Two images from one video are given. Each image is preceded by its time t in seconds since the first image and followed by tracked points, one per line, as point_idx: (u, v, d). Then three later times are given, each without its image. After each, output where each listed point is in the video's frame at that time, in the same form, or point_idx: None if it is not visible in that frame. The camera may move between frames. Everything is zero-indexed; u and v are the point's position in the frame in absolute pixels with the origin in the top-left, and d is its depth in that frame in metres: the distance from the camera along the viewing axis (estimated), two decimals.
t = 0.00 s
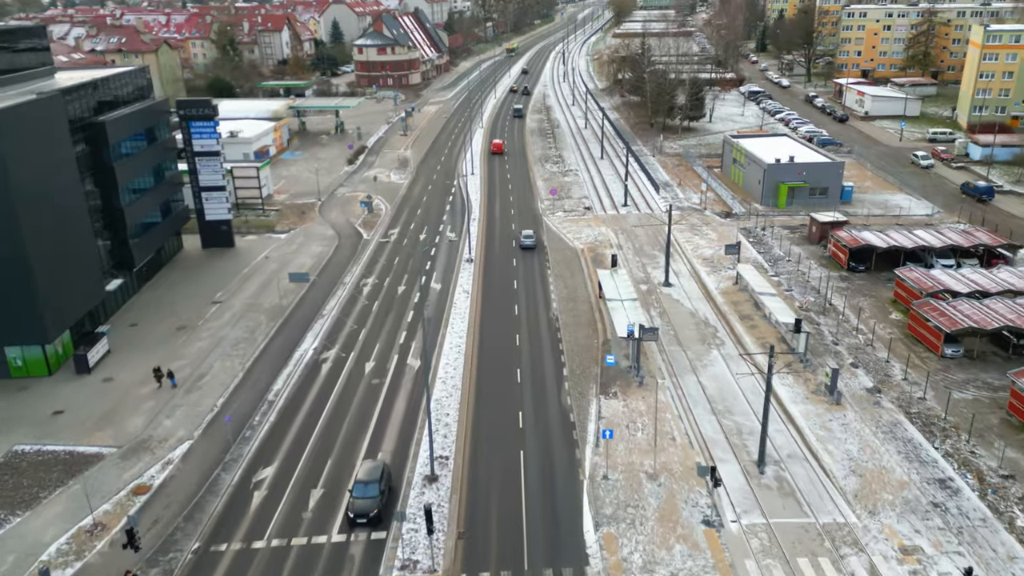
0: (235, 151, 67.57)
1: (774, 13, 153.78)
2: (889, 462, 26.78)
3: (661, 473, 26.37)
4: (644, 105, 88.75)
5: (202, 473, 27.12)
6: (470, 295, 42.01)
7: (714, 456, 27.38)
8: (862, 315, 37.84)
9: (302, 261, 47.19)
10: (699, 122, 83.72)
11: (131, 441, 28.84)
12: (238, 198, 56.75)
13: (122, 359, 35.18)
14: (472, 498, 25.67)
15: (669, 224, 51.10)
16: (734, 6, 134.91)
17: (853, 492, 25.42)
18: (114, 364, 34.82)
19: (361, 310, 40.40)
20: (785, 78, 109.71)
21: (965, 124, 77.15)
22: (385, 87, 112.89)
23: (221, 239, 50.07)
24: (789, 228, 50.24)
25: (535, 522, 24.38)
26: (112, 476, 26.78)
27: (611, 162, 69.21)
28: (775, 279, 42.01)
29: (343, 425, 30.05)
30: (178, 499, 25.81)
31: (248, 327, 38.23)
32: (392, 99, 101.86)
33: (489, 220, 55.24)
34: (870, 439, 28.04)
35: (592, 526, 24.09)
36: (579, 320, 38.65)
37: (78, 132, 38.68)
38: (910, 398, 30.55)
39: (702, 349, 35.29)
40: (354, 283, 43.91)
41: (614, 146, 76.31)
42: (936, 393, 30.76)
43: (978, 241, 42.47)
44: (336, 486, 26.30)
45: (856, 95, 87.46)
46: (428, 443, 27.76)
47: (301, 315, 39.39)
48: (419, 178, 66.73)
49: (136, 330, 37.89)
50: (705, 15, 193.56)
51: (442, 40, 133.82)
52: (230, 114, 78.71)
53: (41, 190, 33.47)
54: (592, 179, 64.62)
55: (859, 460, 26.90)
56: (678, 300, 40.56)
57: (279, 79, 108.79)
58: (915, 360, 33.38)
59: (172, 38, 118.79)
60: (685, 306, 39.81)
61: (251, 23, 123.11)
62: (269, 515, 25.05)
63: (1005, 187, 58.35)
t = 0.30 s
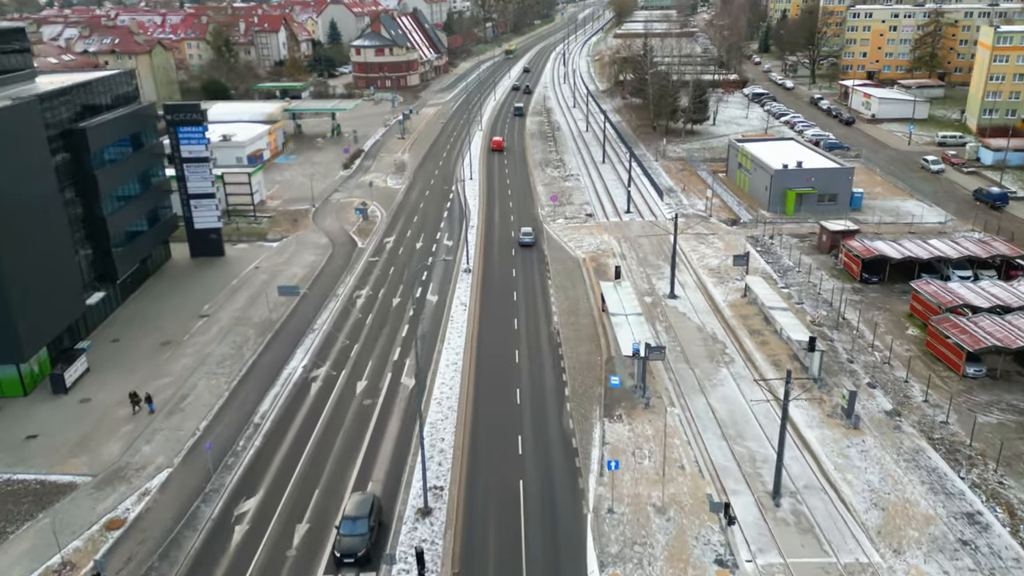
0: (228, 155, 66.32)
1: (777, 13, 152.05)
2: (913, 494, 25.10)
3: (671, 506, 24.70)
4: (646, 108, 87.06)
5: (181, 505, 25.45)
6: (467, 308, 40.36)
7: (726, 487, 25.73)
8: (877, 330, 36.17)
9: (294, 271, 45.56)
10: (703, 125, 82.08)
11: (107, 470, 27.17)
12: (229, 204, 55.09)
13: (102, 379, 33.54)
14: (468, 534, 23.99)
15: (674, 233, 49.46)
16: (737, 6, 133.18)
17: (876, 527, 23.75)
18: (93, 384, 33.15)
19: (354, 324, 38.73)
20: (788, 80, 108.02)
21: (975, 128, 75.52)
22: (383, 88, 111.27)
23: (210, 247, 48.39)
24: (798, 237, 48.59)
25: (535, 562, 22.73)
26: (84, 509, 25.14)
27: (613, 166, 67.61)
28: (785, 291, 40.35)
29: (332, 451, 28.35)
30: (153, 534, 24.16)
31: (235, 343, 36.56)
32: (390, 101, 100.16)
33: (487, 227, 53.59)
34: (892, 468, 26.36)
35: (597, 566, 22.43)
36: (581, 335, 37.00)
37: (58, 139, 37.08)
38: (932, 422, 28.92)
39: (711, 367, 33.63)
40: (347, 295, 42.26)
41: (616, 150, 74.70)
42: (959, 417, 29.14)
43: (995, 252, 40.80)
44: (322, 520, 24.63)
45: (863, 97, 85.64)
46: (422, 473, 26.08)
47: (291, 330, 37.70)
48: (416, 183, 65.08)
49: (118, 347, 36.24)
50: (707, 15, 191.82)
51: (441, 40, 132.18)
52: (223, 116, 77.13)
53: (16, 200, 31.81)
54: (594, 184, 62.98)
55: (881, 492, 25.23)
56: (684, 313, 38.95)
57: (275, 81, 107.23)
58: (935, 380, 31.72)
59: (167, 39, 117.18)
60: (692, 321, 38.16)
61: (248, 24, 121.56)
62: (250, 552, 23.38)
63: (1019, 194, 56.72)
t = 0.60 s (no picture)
0: (220, 160, 64.93)
1: (780, 13, 150.29)
2: (940, 530, 23.44)
3: (681, 544, 23.03)
4: (649, 110, 85.38)
5: (156, 541, 23.78)
6: (465, 322, 38.66)
7: (740, 521, 24.06)
8: (894, 346, 34.50)
9: (285, 282, 43.90)
10: (706, 128, 80.44)
11: (79, 502, 25.51)
12: (219, 212, 53.42)
13: (80, 400, 31.89)
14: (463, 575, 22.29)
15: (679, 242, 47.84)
16: (740, 6, 131.38)
17: (903, 568, 22.08)
18: (70, 405, 31.47)
19: (346, 339, 37.03)
20: (793, 82, 106.33)
21: (985, 131, 73.86)
22: (380, 89, 109.61)
23: (199, 257, 46.73)
24: (807, 246, 46.92)
25: None
26: (52, 547, 23.48)
27: (615, 171, 65.98)
28: (796, 304, 38.70)
29: (320, 480, 26.67)
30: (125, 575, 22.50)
31: (220, 360, 34.90)
32: (388, 103, 98.43)
33: (486, 235, 51.89)
34: (916, 501, 24.69)
35: None
36: (584, 352, 35.28)
37: (36, 146, 35.46)
38: (956, 449, 27.29)
39: (720, 387, 31.95)
40: (341, 307, 40.61)
41: (618, 153, 73.10)
42: (986, 444, 27.51)
43: (1015, 263, 39.11)
44: (307, 558, 22.95)
45: (869, 99, 83.80)
46: (414, 506, 24.39)
47: (280, 346, 36.02)
48: (413, 188, 63.41)
49: (98, 365, 34.59)
50: (708, 15, 190.27)
51: (440, 41, 130.53)
52: (217, 119, 75.49)
53: None
54: (596, 190, 61.30)
55: (907, 528, 23.51)
56: (691, 328, 37.31)
57: (271, 83, 105.60)
58: (959, 403, 30.02)
59: (162, 39, 115.51)
60: (700, 336, 36.47)
61: (244, 24, 119.87)
62: None
63: None
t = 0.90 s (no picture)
0: (212, 165, 63.42)
1: (782, 14, 148.68)
2: (971, 572, 21.79)
3: None
4: (651, 113, 83.71)
5: None
6: (462, 337, 37.00)
7: (755, 561, 22.40)
8: (912, 365, 32.89)
9: (276, 294, 42.24)
10: (710, 131, 78.81)
11: (48, 539, 23.83)
12: (209, 219, 51.76)
13: (55, 423, 30.21)
14: None
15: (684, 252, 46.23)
16: (743, 6, 129.74)
17: None
18: (44, 429, 29.81)
19: (337, 356, 35.34)
20: (797, 83, 104.70)
21: (996, 135, 72.27)
22: (378, 91, 108.01)
23: (187, 267, 45.06)
24: (818, 256, 45.27)
25: None
26: None
27: (617, 176, 64.38)
28: (808, 319, 37.08)
29: (305, 515, 24.97)
30: None
31: (205, 380, 33.22)
32: (385, 105, 96.75)
33: (484, 244, 50.24)
34: (945, 538, 23.03)
35: None
36: (587, 370, 33.61)
37: (12, 156, 33.80)
38: (984, 480, 25.71)
39: (731, 410, 30.30)
40: (333, 321, 38.93)
41: (620, 157, 71.52)
42: (1014, 474, 25.94)
43: None
44: None
45: (876, 102, 82.11)
46: (405, 545, 22.72)
47: (268, 365, 34.32)
48: (410, 193, 61.78)
49: (76, 384, 32.92)
50: (710, 15, 188.63)
51: (439, 41, 128.95)
52: (210, 122, 73.81)
53: None
54: (597, 195, 59.72)
55: (936, 570, 21.84)
56: (698, 344, 35.69)
57: (267, 84, 104.00)
58: (984, 429, 28.41)
59: (157, 40, 113.87)
60: (709, 353, 34.82)
61: (240, 25, 118.20)
62: None
63: None
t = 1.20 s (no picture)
0: (204, 170, 61.77)
1: (785, 14, 147.09)
2: None
3: None
4: (654, 115, 82.06)
5: None
6: (459, 353, 35.30)
7: None
8: (933, 385, 31.24)
9: (265, 307, 40.55)
10: (714, 134, 77.12)
11: None
12: (198, 227, 50.10)
13: (26, 449, 28.52)
14: None
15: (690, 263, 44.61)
16: (745, 6, 128.04)
17: None
18: (15, 455, 28.14)
19: (327, 374, 33.65)
20: (801, 85, 103.03)
21: (1007, 138, 70.55)
22: (376, 93, 106.32)
23: (173, 278, 43.35)
24: (829, 266, 43.60)
25: None
26: None
27: (620, 181, 62.72)
28: (821, 335, 35.43)
29: (289, 553, 23.27)
30: None
31: (188, 401, 31.53)
32: (382, 108, 95.10)
33: (483, 252, 48.57)
34: None
35: None
36: (590, 390, 31.96)
37: None
38: (1015, 514, 24.05)
39: (743, 434, 28.63)
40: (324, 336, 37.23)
41: (622, 161, 69.88)
42: None
43: None
44: None
45: (884, 104, 80.44)
46: None
47: (254, 384, 32.62)
48: (406, 199, 60.09)
49: (52, 407, 31.22)
50: (711, 15, 187.16)
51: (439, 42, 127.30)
52: (203, 124, 72.22)
53: None
54: (599, 201, 58.07)
55: None
56: (706, 362, 34.06)
57: (262, 86, 102.34)
58: (1012, 457, 26.76)
59: (152, 41, 112.24)
60: (718, 372, 33.13)
61: (236, 26, 116.56)
62: None
63: None
